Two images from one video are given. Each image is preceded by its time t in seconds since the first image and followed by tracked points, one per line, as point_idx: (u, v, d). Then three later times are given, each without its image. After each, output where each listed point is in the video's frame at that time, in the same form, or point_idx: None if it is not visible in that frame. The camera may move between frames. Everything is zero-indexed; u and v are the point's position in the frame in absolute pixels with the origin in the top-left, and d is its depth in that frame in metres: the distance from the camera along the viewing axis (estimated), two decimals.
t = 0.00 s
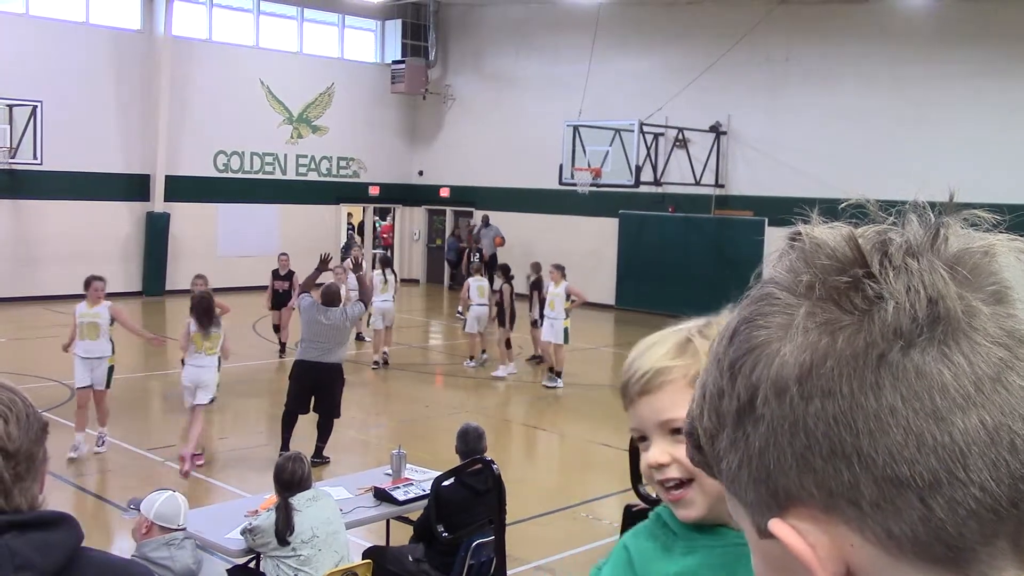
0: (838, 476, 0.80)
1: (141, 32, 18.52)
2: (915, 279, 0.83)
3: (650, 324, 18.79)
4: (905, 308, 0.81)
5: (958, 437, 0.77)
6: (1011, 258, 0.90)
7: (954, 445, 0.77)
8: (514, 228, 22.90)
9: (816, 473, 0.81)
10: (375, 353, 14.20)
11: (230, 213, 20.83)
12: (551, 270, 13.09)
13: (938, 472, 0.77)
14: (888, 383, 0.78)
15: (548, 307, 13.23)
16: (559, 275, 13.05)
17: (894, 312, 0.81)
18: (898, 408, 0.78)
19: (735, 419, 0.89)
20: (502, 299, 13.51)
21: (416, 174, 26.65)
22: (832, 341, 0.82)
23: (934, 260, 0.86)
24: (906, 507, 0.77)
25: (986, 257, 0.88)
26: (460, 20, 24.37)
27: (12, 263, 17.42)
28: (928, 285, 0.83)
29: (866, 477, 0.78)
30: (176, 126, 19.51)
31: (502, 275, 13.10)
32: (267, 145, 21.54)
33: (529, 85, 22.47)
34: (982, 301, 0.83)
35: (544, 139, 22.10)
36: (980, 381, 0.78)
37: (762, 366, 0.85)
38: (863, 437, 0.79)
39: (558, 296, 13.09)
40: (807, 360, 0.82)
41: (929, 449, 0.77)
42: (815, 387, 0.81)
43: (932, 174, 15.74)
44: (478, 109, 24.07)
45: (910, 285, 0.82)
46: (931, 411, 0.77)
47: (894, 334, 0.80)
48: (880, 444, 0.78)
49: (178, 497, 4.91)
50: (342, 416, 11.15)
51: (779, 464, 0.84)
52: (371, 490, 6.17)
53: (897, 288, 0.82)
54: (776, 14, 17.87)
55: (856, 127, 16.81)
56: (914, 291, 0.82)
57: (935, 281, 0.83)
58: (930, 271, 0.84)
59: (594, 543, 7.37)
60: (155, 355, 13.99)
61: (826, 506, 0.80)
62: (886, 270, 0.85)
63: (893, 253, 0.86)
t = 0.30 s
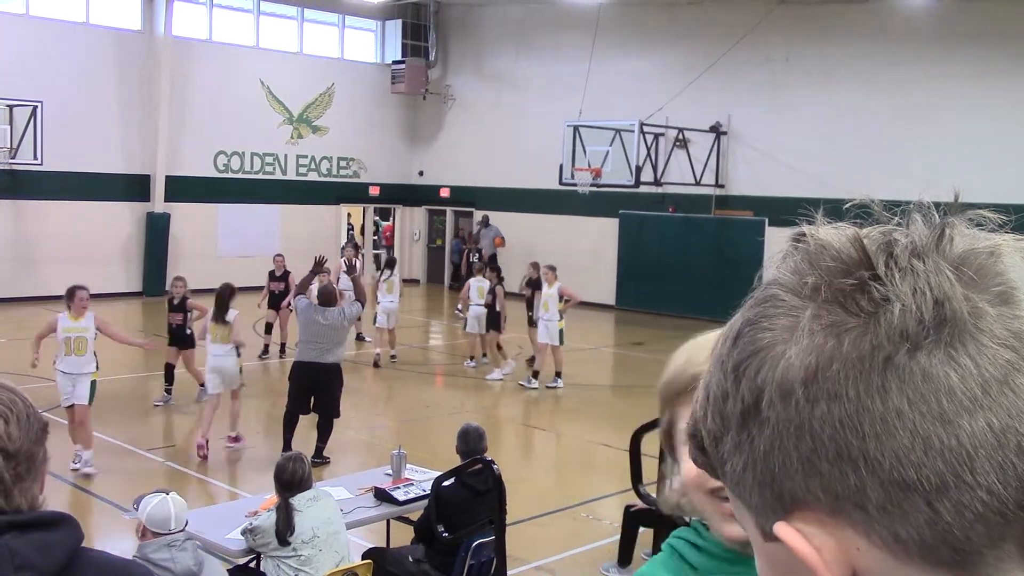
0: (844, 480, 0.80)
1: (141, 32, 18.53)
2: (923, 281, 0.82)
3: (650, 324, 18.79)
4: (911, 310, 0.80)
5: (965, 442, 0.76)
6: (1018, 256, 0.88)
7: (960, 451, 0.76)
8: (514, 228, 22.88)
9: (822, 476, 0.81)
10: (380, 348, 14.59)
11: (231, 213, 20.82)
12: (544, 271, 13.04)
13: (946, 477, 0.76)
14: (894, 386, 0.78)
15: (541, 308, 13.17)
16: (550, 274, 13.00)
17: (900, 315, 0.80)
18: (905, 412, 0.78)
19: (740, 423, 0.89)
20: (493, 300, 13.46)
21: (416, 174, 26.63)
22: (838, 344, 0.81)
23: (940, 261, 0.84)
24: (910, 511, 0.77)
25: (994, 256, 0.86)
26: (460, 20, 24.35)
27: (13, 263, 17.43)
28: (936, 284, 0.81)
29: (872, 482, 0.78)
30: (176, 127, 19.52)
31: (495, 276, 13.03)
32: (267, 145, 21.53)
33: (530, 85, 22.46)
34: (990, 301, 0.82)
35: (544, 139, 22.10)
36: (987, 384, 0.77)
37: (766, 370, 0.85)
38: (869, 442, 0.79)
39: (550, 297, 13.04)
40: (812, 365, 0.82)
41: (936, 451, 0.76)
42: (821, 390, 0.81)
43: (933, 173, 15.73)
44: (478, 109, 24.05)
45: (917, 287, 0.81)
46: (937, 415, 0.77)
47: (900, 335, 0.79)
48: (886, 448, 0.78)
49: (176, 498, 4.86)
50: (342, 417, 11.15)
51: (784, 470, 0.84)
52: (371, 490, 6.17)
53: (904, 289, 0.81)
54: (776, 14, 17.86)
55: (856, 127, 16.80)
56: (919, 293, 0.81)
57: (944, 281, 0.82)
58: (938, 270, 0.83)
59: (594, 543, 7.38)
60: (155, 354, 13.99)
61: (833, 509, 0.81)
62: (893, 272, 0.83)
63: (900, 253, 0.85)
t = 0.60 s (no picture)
0: (844, 484, 0.80)
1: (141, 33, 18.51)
2: (926, 284, 0.81)
3: (650, 324, 18.80)
4: (912, 314, 0.79)
5: (967, 446, 0.76)
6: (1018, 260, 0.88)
7: (962, 455, 0.76)
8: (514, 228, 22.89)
9: (823, 479, 0.81)
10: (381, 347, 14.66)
11: (230, 213, 20.82)
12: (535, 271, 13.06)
13: (943, 481, 0.77)
14: (897, 390, 0.78)
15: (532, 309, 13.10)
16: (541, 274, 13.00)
17: (901, 318, 0.80)
18: (905, 416, 0.78)
19: (739, 428, 0.88)
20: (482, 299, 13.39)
21: (416, 175, 26.63)
22: (840, 347, 0.81)
23: (943, 264, 0.84)
24: (911, 514, 0.78)
25: (995, 258, 0.86)
26: (461, 20, 24.34)
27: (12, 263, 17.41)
28: (937, 287, 0.81)
29: (873, 485, 0.79)
30: (176, 127, 19.50)
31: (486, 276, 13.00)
32: (267, 145, 21.52)
33: (530, 85, 22.44)
34: (992, 304, 0.82)
35: (544, 139, 22.08)
36: (989, 388, 0.77)
37: (765, 373, 0.85)
38: (868, 446, 0.79)
39: (540, 298, 13.02)
40: (815, 369, 0.82)
41: (937, 455, 0.77)
42: (824, 393, 0.81)
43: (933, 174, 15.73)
44: (479, 109, 24.03)
45: (919, 289, 0.81)
46: (937, 420, 0.77)
47: (902, 339, 0.79)
48: (886, 451, 0.78)
49: (169, 499, 4.80)
50: (341, 417, 11.15)
51: (785, 473, 0.84)
52: (371, 490, 6.17)
53: (906, 293, 0.81)
54: (775, 15, 17.86)
55: (856, 128, 16.80)
56: (921, 296, 0.80)
57: (946, 282, 0.81)
58: (938, 272, 0.82)
59: (595, 543, 7.38)
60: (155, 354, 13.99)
61: (833, 513, 0.81)
62: (895, 274, 0.83)
63: (903, 255, 0.84)
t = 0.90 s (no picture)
0: (841, 485, 0.80)
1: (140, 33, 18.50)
2: (923, 283, 0.82)
3: (648, 324, 18.81)
4: (912, 314, 0.79)
5: (966, 446, 0.76)
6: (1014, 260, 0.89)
7: (961, 453, 0.76)
8: (513, 228, 22.89)
9: (823, 481, 0.81)
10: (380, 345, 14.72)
11: (229, 213, 20.81)
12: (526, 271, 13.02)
13: (945, 480, 0.77)
14: (896, 392, 0.78)
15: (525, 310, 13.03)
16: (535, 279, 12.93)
17: (899, 319, 0.80)
18: (909, 416, 0.78)
19: (741, 430, 0.88)
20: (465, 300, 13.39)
21: (416, 175, 26.61)
22: (839, 349, 0.81)
23: (938, 265, 0.84)
24: (908, 509, 0.78)
25: (994, 260, 0.86)
26: (460, 20, 24.33)
27: (11, 263, 17.40)
28: (935, 284, 0.81)
29: (874, 482, 0.79)
30: (175, 127, 19.50)
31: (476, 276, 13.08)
32: (266, 145, 21.51)
33: (529, 85, 22.43)
34: (994, 305, 0.82)
35: (543, 139, 22.09)
36: (990, 388, 0.77)
37: (763, 376, 0.85)
38: (869, 447, 0.79)
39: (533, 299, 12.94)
40: (810, 372, 0.82)
41: (938, 456, 0.77)
42: (823, 393, 0.81)
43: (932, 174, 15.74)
44: (478, 109, 24.02)
45: (917, 290, 0.81)
46: (936, 417, 0.77)
47: (901, 341, 0.79)
48: (886, 454, 0.78)
49: (167, 499, 4.77)
50: (340, 417, 11.14)
51: (786, 475, 0.84)
52: (370, 490, 6.17)
53: (905, 293, 0.81)
54: (775, 15, 17.85)
55: (856, 128, 16.80)
56: (920, 298, 0.80)
57: (943, 282, 0.82)
58: (936, 272, 0.82)
59: (594, 543, 7.38)
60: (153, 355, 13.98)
61: (833, 514, 0.81)
62: (892, 274, 0.83)
63: (900, 256, 0.84)
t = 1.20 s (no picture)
0: (838, 484, 0.80)
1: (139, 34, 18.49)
2: (923, 282, 0.82)
3: (647, 325, 18.82)
4: (911, 313, 0.80)
5: (966, 446, 0.77)
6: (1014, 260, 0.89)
7: (963, 452, 0.77)
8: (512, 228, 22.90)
9: (823, 480, 0.81)
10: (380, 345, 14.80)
11: (228, 213, 20.80)
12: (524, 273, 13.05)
13: (946, 479, 0.77)
14: (896, 390, 0.78)
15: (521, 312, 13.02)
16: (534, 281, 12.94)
17: (901, 318, 0.80)
18: (908, 415, 0.78)
19: (742, 432, 0.88)
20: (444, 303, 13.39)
21: (414, 175, 26.60)
22: (839, 348, 0.81)
23: (935, 265, 0.84)
24: (906, 506, 0.78)
25: (993, 262, 0.86)
26: (459, 20, 24.34)
27: (10, 264, 17.39)
28: (934, 284, 0.82)
29: (873, 480, 0.79)
30: (174, 127, 19.49)
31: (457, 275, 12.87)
32: (265, 145, 21.50)
33: (528, 85, 22.42)
34: (992, 305, 0.82)
35: (542, 139, 22.08)
36: (988, 388, 0.77)
37: (762, 377, 0.85)
38: (867, 446, 0.79)
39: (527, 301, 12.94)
40: (810, 373, 0.82)
41: (937, 456, 0.77)
42: (822, 394, 0.81)
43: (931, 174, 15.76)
44: (477, 108, 24.02)
45: (918, 290, 0.81)
46: (937, 417, 0.77)
47: (901, 339, 0.79)
48: (886, 453, 0.78)
49: (167, 498, 4.78)
50: (339, 417, 11.14)
51: (786, 475, 0.84)
52: (369, 490, 6.16)
53: (906, 294, 0.81)
54: (773, 15, 17.86)
55: (855, 128, 16.82)
56: (920, 297, 0.81)
57: (943, 281, 0.82)
58: (934, 271, 0.83)
59: (593, 543, 7.39)
60: (151, 355, 13.97)
61: (834, 514, 0.81)
62: (892, 274, 0.83)
63: (900, 256, 0.84)
